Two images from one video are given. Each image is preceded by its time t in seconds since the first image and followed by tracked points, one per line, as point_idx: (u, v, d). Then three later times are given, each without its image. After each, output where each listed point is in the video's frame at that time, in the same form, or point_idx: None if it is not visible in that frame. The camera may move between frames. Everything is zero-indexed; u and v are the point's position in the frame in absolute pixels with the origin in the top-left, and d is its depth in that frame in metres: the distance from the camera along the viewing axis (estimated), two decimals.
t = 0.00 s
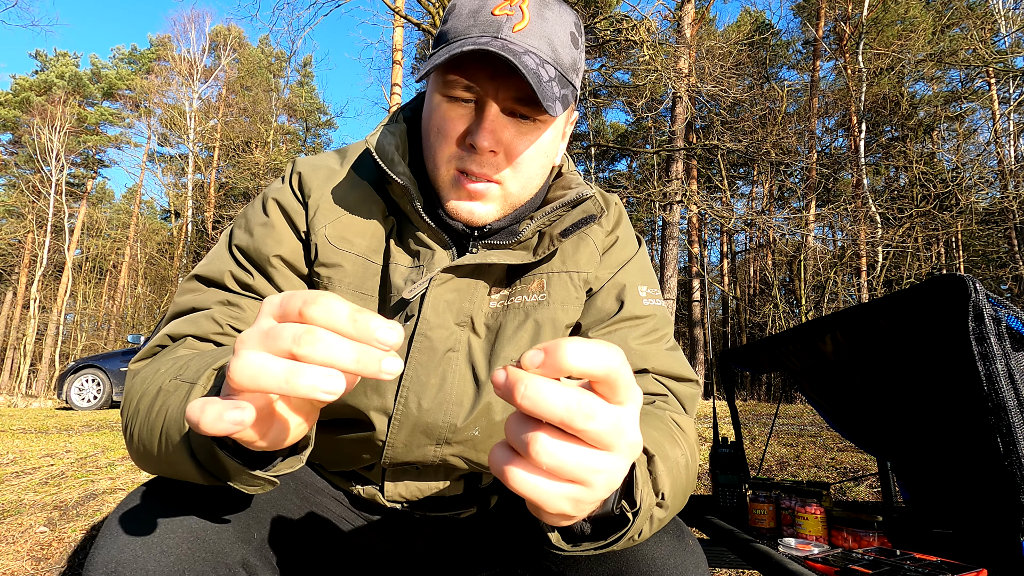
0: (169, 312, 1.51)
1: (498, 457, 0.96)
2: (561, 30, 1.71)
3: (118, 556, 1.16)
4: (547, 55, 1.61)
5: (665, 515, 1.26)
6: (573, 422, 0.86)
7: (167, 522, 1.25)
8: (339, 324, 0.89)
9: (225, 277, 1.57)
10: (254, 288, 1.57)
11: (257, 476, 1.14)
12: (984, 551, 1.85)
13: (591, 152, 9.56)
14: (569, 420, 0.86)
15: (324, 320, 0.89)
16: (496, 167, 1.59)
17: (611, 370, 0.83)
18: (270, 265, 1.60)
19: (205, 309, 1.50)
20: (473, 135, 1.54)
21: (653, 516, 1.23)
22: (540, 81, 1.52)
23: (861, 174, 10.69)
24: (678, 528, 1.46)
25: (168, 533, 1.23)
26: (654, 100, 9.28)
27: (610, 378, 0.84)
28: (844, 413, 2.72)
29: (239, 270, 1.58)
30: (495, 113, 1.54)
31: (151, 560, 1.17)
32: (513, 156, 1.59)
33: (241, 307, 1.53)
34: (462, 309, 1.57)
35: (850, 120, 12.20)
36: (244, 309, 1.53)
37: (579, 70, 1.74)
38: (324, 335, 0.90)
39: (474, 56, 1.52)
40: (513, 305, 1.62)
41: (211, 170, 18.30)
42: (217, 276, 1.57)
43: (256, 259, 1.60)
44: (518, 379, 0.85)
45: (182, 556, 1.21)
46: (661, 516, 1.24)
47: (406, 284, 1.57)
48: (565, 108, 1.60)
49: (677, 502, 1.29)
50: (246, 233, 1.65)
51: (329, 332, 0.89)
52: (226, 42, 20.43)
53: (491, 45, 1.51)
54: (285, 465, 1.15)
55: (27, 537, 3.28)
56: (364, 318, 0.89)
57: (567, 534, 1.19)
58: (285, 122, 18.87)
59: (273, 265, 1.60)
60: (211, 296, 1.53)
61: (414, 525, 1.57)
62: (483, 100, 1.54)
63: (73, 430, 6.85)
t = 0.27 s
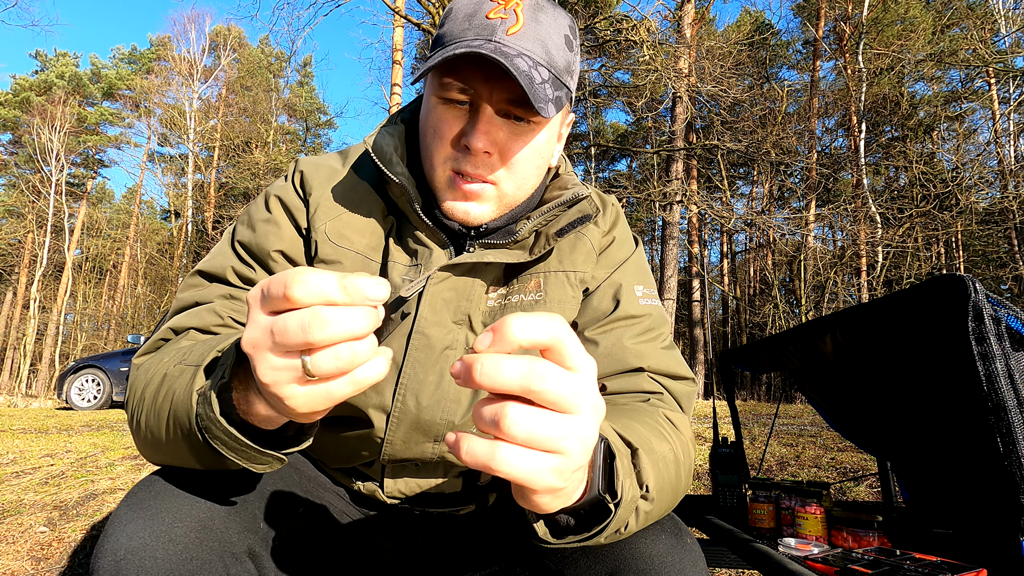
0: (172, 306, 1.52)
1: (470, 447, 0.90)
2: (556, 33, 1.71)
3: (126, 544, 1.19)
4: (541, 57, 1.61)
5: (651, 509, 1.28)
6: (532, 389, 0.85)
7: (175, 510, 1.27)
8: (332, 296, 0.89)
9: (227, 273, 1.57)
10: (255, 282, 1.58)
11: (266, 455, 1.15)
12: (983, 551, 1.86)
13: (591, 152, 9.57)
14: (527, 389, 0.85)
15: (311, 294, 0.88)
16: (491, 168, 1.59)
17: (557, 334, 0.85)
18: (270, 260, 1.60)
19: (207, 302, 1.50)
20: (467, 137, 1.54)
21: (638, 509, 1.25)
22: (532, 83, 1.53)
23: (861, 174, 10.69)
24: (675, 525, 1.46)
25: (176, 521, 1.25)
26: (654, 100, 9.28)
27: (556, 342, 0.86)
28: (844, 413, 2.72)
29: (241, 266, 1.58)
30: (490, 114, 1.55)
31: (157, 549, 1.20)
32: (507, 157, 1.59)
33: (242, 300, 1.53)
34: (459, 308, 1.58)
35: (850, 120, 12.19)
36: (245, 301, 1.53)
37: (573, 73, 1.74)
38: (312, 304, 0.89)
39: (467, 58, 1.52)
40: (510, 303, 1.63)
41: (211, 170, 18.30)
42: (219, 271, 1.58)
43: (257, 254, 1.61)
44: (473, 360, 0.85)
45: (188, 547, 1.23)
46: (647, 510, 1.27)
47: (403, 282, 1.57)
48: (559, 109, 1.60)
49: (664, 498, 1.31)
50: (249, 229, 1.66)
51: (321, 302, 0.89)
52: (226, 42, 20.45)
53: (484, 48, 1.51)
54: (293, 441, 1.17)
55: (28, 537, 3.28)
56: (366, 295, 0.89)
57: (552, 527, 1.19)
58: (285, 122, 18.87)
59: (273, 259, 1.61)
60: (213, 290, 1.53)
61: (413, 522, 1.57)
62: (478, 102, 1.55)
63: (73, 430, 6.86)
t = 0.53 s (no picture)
0: (172, 306, 1.51)
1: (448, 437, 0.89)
2: (551, 35, 1.71)
3: (128, 543, 1.18)
4: (535, 59, 1.61)
5: (640, 500, 1.28)
6: (500, 371, 0.87)
7: (177, 508, 1.28)
8: (339, 289, 0.90)
9: (228, 271, 1.57)
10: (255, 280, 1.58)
11: (264, 457, 1.15)
12: (983, 551, 1.86)
13: (591, 152, 9.56)
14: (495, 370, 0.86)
15: (323, 281, 0.90)
16: (485, 171, 1.59)
17: (520, 317, 0.87)
18: (270, 258, 1.60)
19: (207, 302, 1.50)
20: (462, 140, 1.54)
21: (628, 500, 1.25)
22: (526, 85, 1.52)
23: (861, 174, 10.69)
24: (675, 525, 1.45)
25: (177, 520, 1.25)
26: (654, 100, 9.28)
27: (520, 326, 0.88)
28: (844, 413, 2.72)
29: (241, 264, 1.59)
30: (484, 118, 1.54)
31: (159, 549, 1.20)
32: (502, 159, 1.58)
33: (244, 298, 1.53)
34: (458, 308, 1.58)
35: (850, 120, 12.18)
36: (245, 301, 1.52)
37: (569, 74, 1.74)
38: (317, 291, 0.90)
39: (459, 61, 1.52)
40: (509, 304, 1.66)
41: (211, 170, 18.29)
42: (220, 270, 1.58)
43: (258, 252, 1.61)
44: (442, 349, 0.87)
45: (191, 545, 1.23)
46: (637, 500, 1.27)
47: (402, 282, 1.57)
48: (553, 112, 1.59)
49: (657, 491, 1.31)
50: (249, 228, 1.66)
51: (326, 290, 0.91)
52: (225, 42, 20.44)
53: (476, 51, 1.51)
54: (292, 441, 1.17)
55: (28, 537, 3.28)
56: (373, 308, 0.90)
57: (543, 516, 1.21)
58: (285, 122, 18.85)
59: (273, 257, 1.60)
60: (214, 289, 1.53)
61: (413, 523, 1.56)
62: (472, 105, 1.54)
63: (73, 430, 6.86)
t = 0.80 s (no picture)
0: (171, 306, 1.52)
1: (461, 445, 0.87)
2: (548, 35, 1.71)
3: (126, 546, 1.21)
4: (532, 62, 1.61)
5: (641, 500, 1.28)
6: (499, 366, 0.88)
7: (176, 509, 1.30)
8: (350, 293, 0.95)
9: (226, 271, 1.58)
10: (254, 281, 1.58)
11: (262, 457, 1.14)
12: (983, 550, 1.86)
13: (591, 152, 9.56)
14: (500, 367, 0.88)
15: (340, 282, 0.95)
16: (483, 173, 1.59)
17: (513, 313, 0.91)
18: (269, 258, 1.61)
19: (206, 302, 1.50)
20: (458, 143, 1.54)
21: (627, 498, 1.25)
22: (523, 88, 1.52)
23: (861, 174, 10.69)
24: (676, 526, 1.45)
25: (176, 521, 1.28)
26: (654, 101, 9.29)
27: (511, 322, 0.92)
28: (844, 413, 2.72)
29: (241, 265, 1.59)
30: (480, 120, 1.54)
31: (157, 551, 1.22)
32: (499, 162, 1.58)
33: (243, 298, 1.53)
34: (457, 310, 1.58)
35: (850, 120, 12.18)
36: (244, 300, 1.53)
37: (566, 76, 1.74)
38: (329, 286, 0.95)
39: (455, 63, 1.51)
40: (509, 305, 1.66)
41: (211, 170, 18.28)
42: (219, 270, 1.58)
43: (256, 252, 1.61)
44: (438, 354, 0.89)
45: (189, 546, 1.26)
46: (637, 499, 1.27)
47: (401, 284, 1.58)
48: (550, 114, 1.59)
49: (656, 491, 1.31)
50: (248, 227, 1.66)
51: (338, 289, 0.95)
52: (225, 42, 20.43)
53: (472, 54, 1.51)
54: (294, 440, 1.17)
55: (28, 537, 3.28)
56: (377, 320, 0.94)
57: (543, 516, 1.21)
58: (285, 122, 18.85)
59: (271, 257, 1.61)
60: (214, 288, 1.53)
61: (413, 524, 1.56)
62: (468, 108, 1.54)
63: (73, 430, 6.86)
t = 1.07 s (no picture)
0: (170, 307, 1.52)
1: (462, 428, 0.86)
2: (545, 35, 1.71)
3: (129, 544, 1.21)
4: (529, 61, 1.61)
5: (639, 496, 1.27)
6: (495, 343, 0.89)
7: (180, 509, 1.30)
8: (361, 287, 0.95)
9: (227, 270, 1.57)
10: (254, 281, 1.58)
11: (271, 453, 1.13)
12: (984, 551, 1.86)
13: (591, 152, 9.56)
14: (497, 342, 0.88)
15: (352, 273, 0.96)
16: (480, 174, 1.58)
17: (504, 299, 0.98)
18: (270, 259, 1.61)
19: (206, 301, 1.50)
20: (455, 144, 1.54)
21: (625, 495, 1.25)
22: (519, 88, 1.52)
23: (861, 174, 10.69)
24: (677, 526, 1.45)
25: (180, 521, 1.28)
26: (654, 101, 9.29)
27: (500, 307, 0.98)
28: (844, 413, 2.72)
29: (241, 265, 1.58)
30: (477, 120, 1.54)
31: (160, 549, 1.23)
32: (497, 163, 1.58)
33: (243, 297, 1.53)
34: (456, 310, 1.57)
35: (850, 120, 12.17)
36: (245, 300, 1.53)
37: (564, 75, 1.74)
38: (342, 276, 0.96)
39: (450, 64, 1.51)
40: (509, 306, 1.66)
41: (211, 170, 18.28)
42: (219, 270, 1.58)
43: (257, 252, 1.61)
44: (433, 338, 0.90)
45: (191, 545, 1.27)
46: (634, 496, 1.26)
47: (401, 284, 1.59)
48: (547, 114, 1.59)
49: (654, 488, 1.31)
50: (248, 228, 1.66)
51: (350, 280, 0.95)
52: (225, 42, 20.43)
53: (467, 54, 1.50)
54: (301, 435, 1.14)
55: (28, 537, 3.28)
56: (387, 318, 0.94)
57: (541, 512, 1.21)
58: (285, 122, 18.84)
59: (272, 257, 1.61)
60: (214, 288, 1.53)
61: (413, 522, 1.57)
62: (465, 108, 1.54)
63: (73, 430, 6.86)
